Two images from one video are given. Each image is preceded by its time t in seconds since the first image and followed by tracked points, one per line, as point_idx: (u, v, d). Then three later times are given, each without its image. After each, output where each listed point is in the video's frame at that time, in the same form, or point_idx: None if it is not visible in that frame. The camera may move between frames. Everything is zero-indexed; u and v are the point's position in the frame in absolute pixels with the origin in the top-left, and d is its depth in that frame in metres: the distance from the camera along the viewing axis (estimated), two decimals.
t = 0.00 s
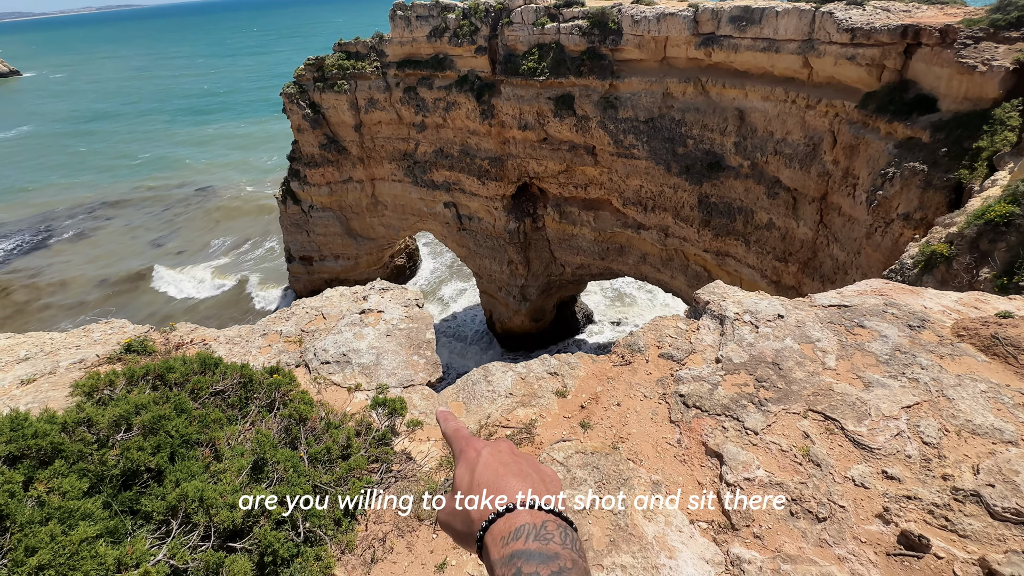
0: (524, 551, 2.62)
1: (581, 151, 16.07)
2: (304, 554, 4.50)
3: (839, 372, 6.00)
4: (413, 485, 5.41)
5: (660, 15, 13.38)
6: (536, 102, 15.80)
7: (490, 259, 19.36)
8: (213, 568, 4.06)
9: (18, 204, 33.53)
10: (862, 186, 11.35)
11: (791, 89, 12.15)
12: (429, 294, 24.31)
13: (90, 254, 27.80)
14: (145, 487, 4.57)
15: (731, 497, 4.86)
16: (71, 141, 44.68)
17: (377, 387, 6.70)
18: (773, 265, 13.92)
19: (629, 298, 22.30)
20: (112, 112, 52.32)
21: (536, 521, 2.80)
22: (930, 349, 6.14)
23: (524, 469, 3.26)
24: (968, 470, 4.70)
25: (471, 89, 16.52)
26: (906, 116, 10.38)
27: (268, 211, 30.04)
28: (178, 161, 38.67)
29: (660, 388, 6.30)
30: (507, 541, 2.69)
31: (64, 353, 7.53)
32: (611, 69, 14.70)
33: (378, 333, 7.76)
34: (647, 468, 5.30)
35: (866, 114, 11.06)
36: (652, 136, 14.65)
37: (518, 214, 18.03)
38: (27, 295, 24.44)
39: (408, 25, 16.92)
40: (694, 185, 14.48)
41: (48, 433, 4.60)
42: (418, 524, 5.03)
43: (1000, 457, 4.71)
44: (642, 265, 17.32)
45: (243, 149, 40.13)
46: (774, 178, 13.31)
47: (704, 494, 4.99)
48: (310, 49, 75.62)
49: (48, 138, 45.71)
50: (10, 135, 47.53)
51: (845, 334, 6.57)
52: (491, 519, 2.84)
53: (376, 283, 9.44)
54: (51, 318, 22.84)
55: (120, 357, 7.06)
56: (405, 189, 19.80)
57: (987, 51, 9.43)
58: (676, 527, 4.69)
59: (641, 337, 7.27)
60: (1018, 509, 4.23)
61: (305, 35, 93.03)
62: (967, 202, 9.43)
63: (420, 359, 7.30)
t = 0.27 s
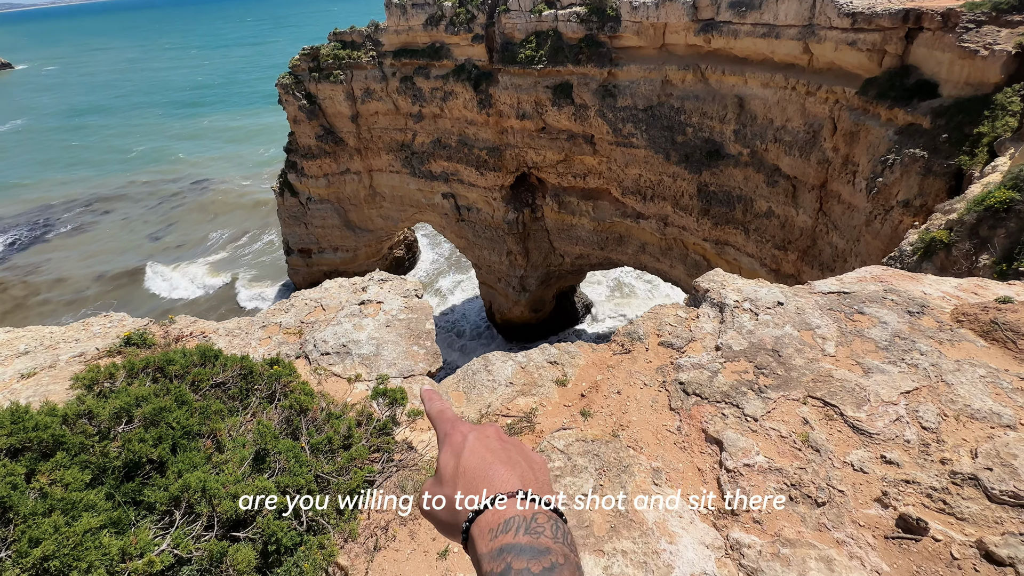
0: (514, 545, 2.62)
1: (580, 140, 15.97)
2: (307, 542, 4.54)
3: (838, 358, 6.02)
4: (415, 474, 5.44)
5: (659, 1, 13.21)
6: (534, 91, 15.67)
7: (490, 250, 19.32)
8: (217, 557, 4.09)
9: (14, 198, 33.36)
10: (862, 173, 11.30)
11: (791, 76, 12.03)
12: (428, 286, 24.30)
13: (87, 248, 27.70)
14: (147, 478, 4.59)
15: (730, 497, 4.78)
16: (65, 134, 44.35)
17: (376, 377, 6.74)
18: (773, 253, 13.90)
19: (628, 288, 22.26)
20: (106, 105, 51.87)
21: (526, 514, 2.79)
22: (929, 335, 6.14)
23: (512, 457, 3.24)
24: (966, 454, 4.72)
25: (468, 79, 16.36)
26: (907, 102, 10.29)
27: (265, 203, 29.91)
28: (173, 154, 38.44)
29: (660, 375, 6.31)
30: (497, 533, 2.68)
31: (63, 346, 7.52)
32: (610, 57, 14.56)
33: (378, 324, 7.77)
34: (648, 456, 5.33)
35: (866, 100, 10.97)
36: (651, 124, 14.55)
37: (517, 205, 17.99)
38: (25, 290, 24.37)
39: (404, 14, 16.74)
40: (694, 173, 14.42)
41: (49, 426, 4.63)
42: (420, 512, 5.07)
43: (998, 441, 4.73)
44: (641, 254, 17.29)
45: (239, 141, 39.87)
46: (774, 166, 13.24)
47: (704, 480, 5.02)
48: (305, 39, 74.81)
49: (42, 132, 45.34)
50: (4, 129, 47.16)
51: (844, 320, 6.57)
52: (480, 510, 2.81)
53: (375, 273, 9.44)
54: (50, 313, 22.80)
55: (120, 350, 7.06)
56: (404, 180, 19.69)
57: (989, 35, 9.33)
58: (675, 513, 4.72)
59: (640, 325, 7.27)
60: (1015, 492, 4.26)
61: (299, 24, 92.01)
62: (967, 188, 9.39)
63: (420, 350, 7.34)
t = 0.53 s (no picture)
0: (514, 542, 2.62)
1: (577, 133, 15.93)
2: (305, 533, 4.58)
3: (833, 348, 6.05)
4: (412, 466, 5.46)
5: None
6: (531, 84, 15.59)
7: (487, 244, 19.30)
8: (215, 549, 4.13)
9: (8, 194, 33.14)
10: (859, 165, 11.30)
11: (789, 67, 12.00)
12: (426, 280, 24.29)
13: (83, 243, 27.59)
14: (145, 472, 4.61)
15: (725, 498, 4.74)
16: (59, 130, 44.03)
17: (374, 370, 6.78)
18: (770, 246, 13.92)
19: (626, 282, 22.26)
20: (99, 100, 51.44)
21: (526, 512, 2.80)
22: (924, 325, 6.16)
23: (511, 455, 3.27)
24: (959, 442, 4.76)
25: (465, 72, 16.26)
26: (904, 93, 10.27)
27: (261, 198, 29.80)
28: (168, 149, 38.22)
29: (657, 367, 6.34)
30: (497, 530, 2.70)
31: (59, 342, 7.51)
32: (607, 49, 14.49)
33: (375, 317, 7.80)
34: (643, 446, 5.36)
35: (864, 92, 10.95)
36: (649, 117, 14.51)
37: (514, 198, 17.95)
38: (21, 286, 24.29)
39: (399, 6, 16.63)
40: (691, 166, 14.39)
41: (45, 419, 4.64)
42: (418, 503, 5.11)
43: (990, 429, 4.77)
44: (639, 247, 17.30)
45: (235, 136, 39.66)
46: (772, 158, 13.23)
47: (699, 469, 5.06)
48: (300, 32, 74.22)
49: (35, 127, 44.97)
50: None
51: (840, 311, 6.59)
52: (479, 507, 2.81)
53: (372, 267, 9.45)
54: (46, 310, 22.73)
55: (116, 345, 7.05)
56: (400, 174, 19.62)
57: (987, 26, 9.29)
58: (672, 502, 4.76)
59: (637, 317, 7.29)
60: (1006, 479, 4.30)
61: (293, 17, 91.27)
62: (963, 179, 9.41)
63: (417, 343, 7.37)
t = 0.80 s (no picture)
0: (511, 555, 2.64)
1: (574, 130, 15.90)
2: (302, 531, 4.59)
3: (830, 344, 6.06)
4: (410, 463, 5.46)
5: None
6: (528, 80, 15.54)
7: (485, 242, 19.28)
8: (212, 547, 4.13)
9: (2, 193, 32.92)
10: (856, 161, 11.32)
11: (786, 64, 11.99)
12: (424, 278, 24.28)
13: (79, 241, 27.46)
14: (141, 470, 4.60)
15: (725, 497, 4.71)
16: (54, 127, 43.76)
17: (371, 368, 6.78)
18: (767, 242, 13.94)
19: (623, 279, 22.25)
20: (93, 97, 51.10)
21: (523, 523, 2.82)
22: (920, 321, 6.18)
23: (508, 464, 3.26)
24: (954, 437, 4.79)
25: (462, 68, 16.20)
26: (901, 90, 10.29)
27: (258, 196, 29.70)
28: (164, 147, 38.05)
29: (654, 363, 6.35)
30: (493, 542, 2.72)
31: (55, 340, 7.47)
32: (605, 45, 14.45)
33: (372, 315, 7.79)
34: (641, 442, 5.37)
35: (861, 89, 10.95)
36: (646, 113, 14.48)
37: (512, 195, 17.92)
38: (15, 285, 24.15)
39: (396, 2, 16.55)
40: (688, 163, 14.38)
41: (40, 418, 4.62)
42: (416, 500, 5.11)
43: (985, 424, 4.79)
44: (637, 244, 17.30)
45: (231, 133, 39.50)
46: (769, 154, 13.23)
47: (696, 465, 5.07)
48: (295, 28, 73.85)
49: (29, 125, 44.65)
50: None
51: (836, 307, 6.60)
52: (476, 518, 2.81)
53: (369, 264, 9.43)
54: (40, 308, 22.59)
55: (112, 343, 7.02)
56: (398, 172, 19.57)
57: (984, 22, 9.30)
58: (669, 498, 4.77)
59: (634, 314, 7.30)
60: (1001, 474, 4.33)
61: (289, 14, 90.78)
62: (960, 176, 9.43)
63: (415, 340, 7.38)
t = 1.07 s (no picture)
0: None
1: (573, 128, 15.89)
2: (301, 530, 4.59)
3: (828, 343, 6.08)
4: (409, 462, 5.47)
5: None
6: (527, 79, 15.52)
7: (484, 241, 19.27)
8: (211, 546, 4.12)
9: None
10: (855, 160, 11.33)
11: (785, 62, 12.00)
12: (422, 276, 24.27)
13: (77, 240, 27.39)
14: (140, 469, 4.60)
15: (725, 498, 4.71)
16: (50, 126, 43.60)
17: (371, 366, 6.79)
18: (766, 241, 13.96)
19: (622, 277, 22.23)
20: (90, 95, 50.92)
21: (557, 557, 2.61)
22: (917, 319, 6.19)
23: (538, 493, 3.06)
24: (951, 435, 4.80)
25: (460, 66, 16.17)
26: (899, 89, 10.31)
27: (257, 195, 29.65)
28: (162, 145, 37.97)
29: (653, 362, 6.36)
30: None
31: (52, 339, 7.45)
32: (604, 43, 14.45)
33: (370, 313, 7.79)
34: (639, 441, 5.38)
35: (860, 87, 10.96)
36: (645, 111, 14.47)
37: (511, 194, 17.91)
38: (12, 283, 24.08)
39: None
40: (687, 161, 14.38)
41: (38, 418, 4.61)
42: (415, 499, 5.11)
43: (982, 422, 4.82)
44: (635, 243, 17.31)
45: (229, 131, 39.41)
46: (767, 153, 13.24)
47: (695, 464, 5.09)
48: (293, 26, 73.67)
49: (25, 122, 44.47)
50: None
51: (834, 306, 6.62)
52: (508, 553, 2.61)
53: (367, 263, 9.42)
54: (37, 307, 22.53)
55: (110, 342, 7.01)
56: (396, 170, 19.53)
57: (982, 21, 9.32)
58: (667, 496, 4.79)
59: (633, 313, 7.31)
60: (997, 472, 4.34)
61: (287, 11, 90.53)
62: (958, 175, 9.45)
63: (413, 339, 7.38)
